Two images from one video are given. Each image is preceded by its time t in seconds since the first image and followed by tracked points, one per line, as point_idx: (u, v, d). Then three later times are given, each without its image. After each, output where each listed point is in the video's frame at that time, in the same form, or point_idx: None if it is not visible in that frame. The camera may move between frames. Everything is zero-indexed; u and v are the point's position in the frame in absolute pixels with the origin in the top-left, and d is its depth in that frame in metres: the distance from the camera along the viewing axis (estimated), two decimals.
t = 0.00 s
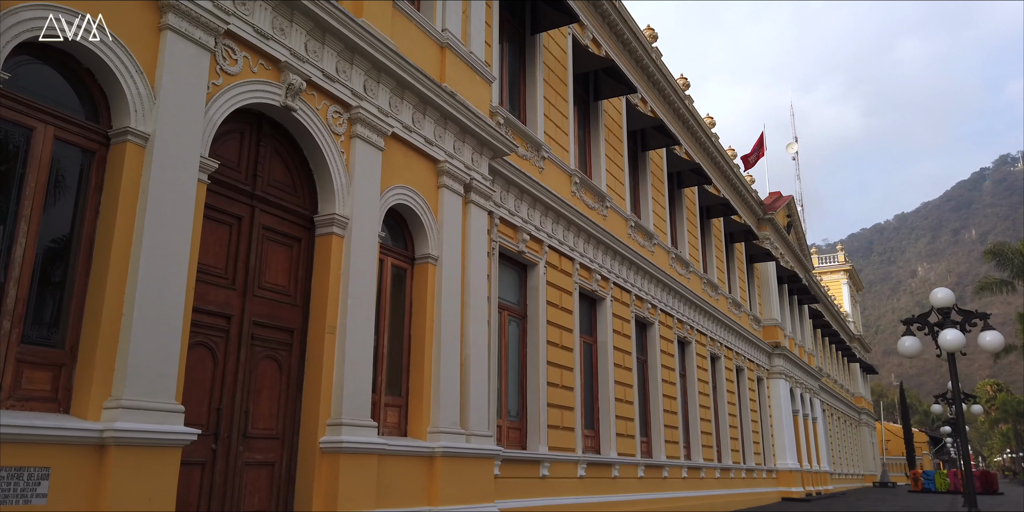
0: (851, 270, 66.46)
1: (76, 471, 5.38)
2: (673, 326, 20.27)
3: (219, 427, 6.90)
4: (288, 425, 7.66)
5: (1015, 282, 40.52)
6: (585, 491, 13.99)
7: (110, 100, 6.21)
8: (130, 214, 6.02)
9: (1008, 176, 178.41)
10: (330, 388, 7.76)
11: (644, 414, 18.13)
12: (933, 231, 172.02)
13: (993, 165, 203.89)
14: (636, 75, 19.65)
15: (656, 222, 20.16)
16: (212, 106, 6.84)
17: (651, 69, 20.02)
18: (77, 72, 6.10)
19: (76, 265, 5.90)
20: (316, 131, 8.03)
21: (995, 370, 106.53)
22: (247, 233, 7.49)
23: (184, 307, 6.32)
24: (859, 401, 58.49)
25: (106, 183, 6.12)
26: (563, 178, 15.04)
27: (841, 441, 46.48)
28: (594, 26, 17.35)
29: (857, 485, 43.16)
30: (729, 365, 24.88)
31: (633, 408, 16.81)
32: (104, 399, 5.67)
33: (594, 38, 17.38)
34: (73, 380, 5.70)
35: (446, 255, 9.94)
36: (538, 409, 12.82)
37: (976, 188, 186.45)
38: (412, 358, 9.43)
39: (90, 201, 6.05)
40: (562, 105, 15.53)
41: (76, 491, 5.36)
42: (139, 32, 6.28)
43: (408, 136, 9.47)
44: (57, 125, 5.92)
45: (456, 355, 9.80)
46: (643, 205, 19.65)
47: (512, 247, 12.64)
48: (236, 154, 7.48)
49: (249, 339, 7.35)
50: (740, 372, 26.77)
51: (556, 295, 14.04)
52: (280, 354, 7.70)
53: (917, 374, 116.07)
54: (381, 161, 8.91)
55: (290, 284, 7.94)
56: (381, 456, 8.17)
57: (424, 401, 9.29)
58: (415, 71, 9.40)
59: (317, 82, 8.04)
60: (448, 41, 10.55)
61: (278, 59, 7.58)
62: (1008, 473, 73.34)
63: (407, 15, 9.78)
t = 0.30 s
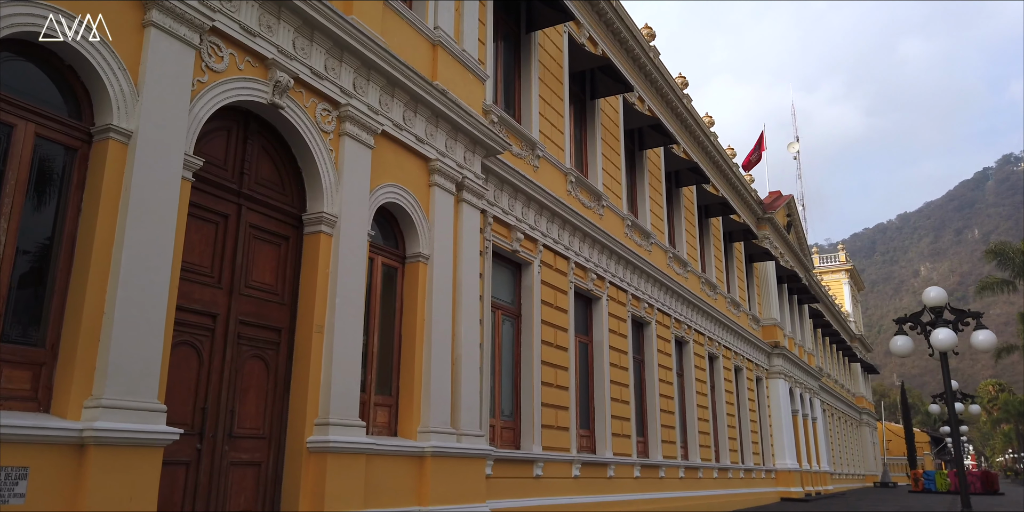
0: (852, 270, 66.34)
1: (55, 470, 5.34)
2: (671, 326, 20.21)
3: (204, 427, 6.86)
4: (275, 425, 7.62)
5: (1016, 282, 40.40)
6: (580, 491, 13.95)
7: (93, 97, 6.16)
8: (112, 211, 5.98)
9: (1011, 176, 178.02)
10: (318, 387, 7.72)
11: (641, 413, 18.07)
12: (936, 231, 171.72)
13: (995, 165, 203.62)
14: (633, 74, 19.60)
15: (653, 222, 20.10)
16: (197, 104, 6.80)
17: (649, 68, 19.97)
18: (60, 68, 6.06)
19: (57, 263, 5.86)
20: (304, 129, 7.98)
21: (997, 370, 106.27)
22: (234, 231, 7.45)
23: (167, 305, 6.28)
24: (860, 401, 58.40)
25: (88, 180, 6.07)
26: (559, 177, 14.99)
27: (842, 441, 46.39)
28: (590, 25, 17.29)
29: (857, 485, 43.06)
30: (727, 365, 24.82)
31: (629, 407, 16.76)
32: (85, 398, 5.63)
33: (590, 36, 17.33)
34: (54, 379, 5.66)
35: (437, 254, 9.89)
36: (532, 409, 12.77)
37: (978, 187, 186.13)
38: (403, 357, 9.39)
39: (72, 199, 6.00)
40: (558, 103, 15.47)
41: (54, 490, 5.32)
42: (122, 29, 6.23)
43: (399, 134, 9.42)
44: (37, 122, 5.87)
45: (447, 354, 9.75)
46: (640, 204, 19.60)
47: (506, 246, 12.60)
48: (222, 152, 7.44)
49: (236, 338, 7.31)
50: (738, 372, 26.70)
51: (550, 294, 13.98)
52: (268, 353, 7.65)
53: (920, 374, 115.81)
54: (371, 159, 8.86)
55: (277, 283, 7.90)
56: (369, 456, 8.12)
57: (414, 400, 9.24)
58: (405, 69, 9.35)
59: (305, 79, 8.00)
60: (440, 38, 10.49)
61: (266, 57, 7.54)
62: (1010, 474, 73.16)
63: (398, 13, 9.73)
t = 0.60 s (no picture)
0: (851, 273, 66.28)
1: (32, 476, 5.29)
2: (666, 329, 20.15)
3: (186, 431, 6.82)
4: (261, 430, 7.57)
5: (1016, 285, 40.29)
6: (573, 496, 13.88)
7: (73, 100, 6.13)
8: (92, 214, 5.94)
9: (1011, 179, 178.02)
10: (304, 392, 7.67)
11: (636, 417, 18.02)
12: (936, 235, 171.59)
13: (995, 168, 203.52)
14: (628, 77, 19.59)
15: (649, 225, 20.06)
16: (179, 107, 6.76)
17: (644, 71, 19.95)
18: (40, 72, 6.04)
19: (37, 267, 5.82)
20: (290, 132, 7.94)
21: (998, 373, 106.10)
22: (218, 234, 7.41)
23: (149, 310, 6.24)
24: (859, 405, 58.24)
25: (68, 183, 6.03)
26: (552, 181, 14.95)
27: (841, 446, 46.24)
28: (584, 28, 17.28)
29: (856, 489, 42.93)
30: (724, 369, 24.75)
31: (624, 411, 16.70)
32: (63, 403, 5.59)
33: (584, 39, 17.31)
34: (32, 383, 5.61)
35: (427, 258, 9.84)
36: (525, 413, 12.71)
37: (978, 191, 186.04)
38: (391, 361, 9.34)
39: (52, 202, 5.97)
40: (551, 107, 15.45)
41: (31, 496, 5.27)
42: (103, 32, 6.19)
43: (388, 137, 9.38)
44: (17, 125, 5.84)
45: (436, 358, 9.69)
46: (636, 207, 19.56)
47: (498, 249, 12.55)
48: (207, 155, 7.40)
49: (220, 342, 7.27)
50: (735, 375, 26.63)
51: (543, 297, 13.93)
52: (253, 357, 7.61)
53: (922, 377, 115.59)
54: (359, 162, 8.82)
55: (263, 286, 7.85)
56: (356, 461, 8.06)
57: (402, 404, 9.19)
58: (393, 71, 9.31)
59: (291, 82, 7.96)
60: (430, 41, 10.46)
61: (251, 59, 7.51)
62: (1011, 477, 72.99)
63: (387, 15, 9.69)
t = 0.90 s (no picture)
0: (851, 274, 66.17)
1: (7, 478, 5.25)
2: (661, 331, 20.10)
3: (168, 433, 6.79)
4: (244, 431, 7.52)
5: (1014, 287, 40.21)
6: (566, 498, 13.84)
7: (53, 101, 6.10)
8: (71, 215, 5.91)
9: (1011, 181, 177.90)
10: (288, 393, 7.63)
11: (630, 419, 17.97)
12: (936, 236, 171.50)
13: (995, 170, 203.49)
14: (623, 78, 19.56)
15: (644, 226, 20.02)
16: (161, 106, 6.72)
17: (639, 72, 19.92)
18: (20, 72, 6.01)
19: (14, 268, 5.77)
20: (275, 132, 7.91)
21: (998, 375, 105.96)
22: (202, 235, 7.37)
23: (129, 310, 6.20)
24: (858, 406, 58.16)
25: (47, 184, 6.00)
26: (545, 182, 14.91)
27: (839, 447, 46.15)
28: (578, 29, 17.25)
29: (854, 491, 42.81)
30: (720, 370, 24.69)
31: (618, 413, 16.65)
32: (40, 404, 5.55)
33: (578, 40, 17.29)
34: (9, 385, 5.57)
35: (415, 258, 9.79)
36: (516, 414, 12.67)
37: (978, 193, 186.00)
38: (379, 363, 9.30)
39: (31, 202, 5.92)
40: (544, 107, 15.40)
41: (6, 498, 5.23)
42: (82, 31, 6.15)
43: (375, 137, 9.34)
44: None
45: (425, 360, 9.65)
46: (630, 208, 19.52)
47: (489, 250, 12.51)
48: (191, 155, 7.36)
49: (203, 343, 7.22)
50: (731, 377, 26.58)
51: (535, 298, 13.88)
52: (237, 358, 7.57)
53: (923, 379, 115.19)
54: (346, 163, 8.78)
55: (248, 287, 7.81)
56: (341, 463, 8.01)
57: (390, 406, 9.15)
58: (381, 71, 9.27)
59: (276, 82, 7.93)
60: (419, 41, 10.42)
61: (235, 59, 7.47)
62: (1011, 479, 72.76)
63: (375, 15, 9.65)
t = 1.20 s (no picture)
0: (850, 277, 66.08)
1: None
2: (657, 333, 20.05)
3: (150, 436, 6.76)
4: (228, 435, 7.49)
5: (1014, 289, 40.11)
6: (558, 501, 13.79)
7: (33, 103, 6.08)
8: (49, 217, 5.88)
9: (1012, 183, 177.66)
10: (272, 396, 7.60)
11: (625, 422, 17.92)
12: (937, 239, 171.34)
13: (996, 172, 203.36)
14: (618, 80, 19.53)
15: (638, 228, 19.98)
16: (142, 108, 6.69)
17: (634, 74, 19.90)
18: None
19: None
20: (259, 134, 7.88)
21: (999, 377, 105.70)
22: (185, 237, 7.34)
23: (108, 313, 6.17)
24: (858, 409, 58.04)
25: (25, 186, 5.96)
26: (538, 184, 14.88)
27: (838, 450, 46.05)
28: (571, 31, 17.22)
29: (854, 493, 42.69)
30: (716, 372, 24.63)
31: (612, 416, 16.60)
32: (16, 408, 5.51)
33: (571, 42, 17.26)
34: None
35: (404, 261, 9.76)
36: (508, 417, 12.63)
37: (979, 195, 185.81)
38: (366, 366, 9.26)
39: (8, 205, 5.88)
40: (537, 110, 15.37)
41: None
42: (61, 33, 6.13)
43: (363, 139, 9.31)
44: None
45: (413, 363, 9.62)
46: (625, 210, 19.48)
47: (480, 252, 12.48)
48: (174, 157, 7.33)
49: (186, 346, 7.20)
50: (728, 379, 26.53)
51: (528, 301, 13.84)
52: (221, 361, 7.54)
53: (924, 381, 114.99)
54: (332, 165, 8.76)
55: (232, 290, 7.78)
56: (326, 466, 7.96)
57: (377, 409, 9.11)
58: (368, 73, 9.25)
59: (261, 84, 7.90)
60: (408, 43, 10.38)
61: (218, 61, 7.45)
62: (1011, 481, 72.56)
63: (363, 17, 9.63)
